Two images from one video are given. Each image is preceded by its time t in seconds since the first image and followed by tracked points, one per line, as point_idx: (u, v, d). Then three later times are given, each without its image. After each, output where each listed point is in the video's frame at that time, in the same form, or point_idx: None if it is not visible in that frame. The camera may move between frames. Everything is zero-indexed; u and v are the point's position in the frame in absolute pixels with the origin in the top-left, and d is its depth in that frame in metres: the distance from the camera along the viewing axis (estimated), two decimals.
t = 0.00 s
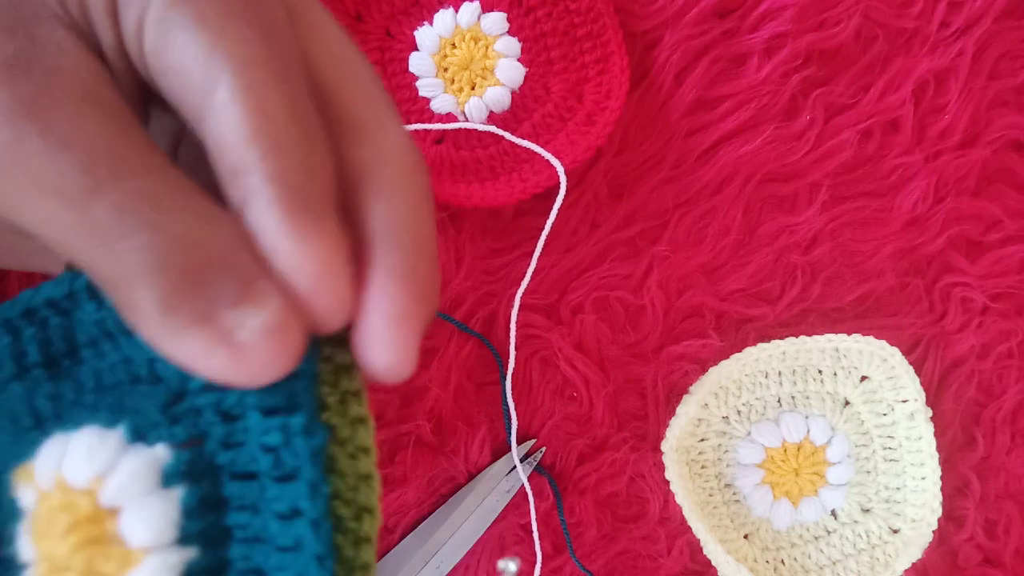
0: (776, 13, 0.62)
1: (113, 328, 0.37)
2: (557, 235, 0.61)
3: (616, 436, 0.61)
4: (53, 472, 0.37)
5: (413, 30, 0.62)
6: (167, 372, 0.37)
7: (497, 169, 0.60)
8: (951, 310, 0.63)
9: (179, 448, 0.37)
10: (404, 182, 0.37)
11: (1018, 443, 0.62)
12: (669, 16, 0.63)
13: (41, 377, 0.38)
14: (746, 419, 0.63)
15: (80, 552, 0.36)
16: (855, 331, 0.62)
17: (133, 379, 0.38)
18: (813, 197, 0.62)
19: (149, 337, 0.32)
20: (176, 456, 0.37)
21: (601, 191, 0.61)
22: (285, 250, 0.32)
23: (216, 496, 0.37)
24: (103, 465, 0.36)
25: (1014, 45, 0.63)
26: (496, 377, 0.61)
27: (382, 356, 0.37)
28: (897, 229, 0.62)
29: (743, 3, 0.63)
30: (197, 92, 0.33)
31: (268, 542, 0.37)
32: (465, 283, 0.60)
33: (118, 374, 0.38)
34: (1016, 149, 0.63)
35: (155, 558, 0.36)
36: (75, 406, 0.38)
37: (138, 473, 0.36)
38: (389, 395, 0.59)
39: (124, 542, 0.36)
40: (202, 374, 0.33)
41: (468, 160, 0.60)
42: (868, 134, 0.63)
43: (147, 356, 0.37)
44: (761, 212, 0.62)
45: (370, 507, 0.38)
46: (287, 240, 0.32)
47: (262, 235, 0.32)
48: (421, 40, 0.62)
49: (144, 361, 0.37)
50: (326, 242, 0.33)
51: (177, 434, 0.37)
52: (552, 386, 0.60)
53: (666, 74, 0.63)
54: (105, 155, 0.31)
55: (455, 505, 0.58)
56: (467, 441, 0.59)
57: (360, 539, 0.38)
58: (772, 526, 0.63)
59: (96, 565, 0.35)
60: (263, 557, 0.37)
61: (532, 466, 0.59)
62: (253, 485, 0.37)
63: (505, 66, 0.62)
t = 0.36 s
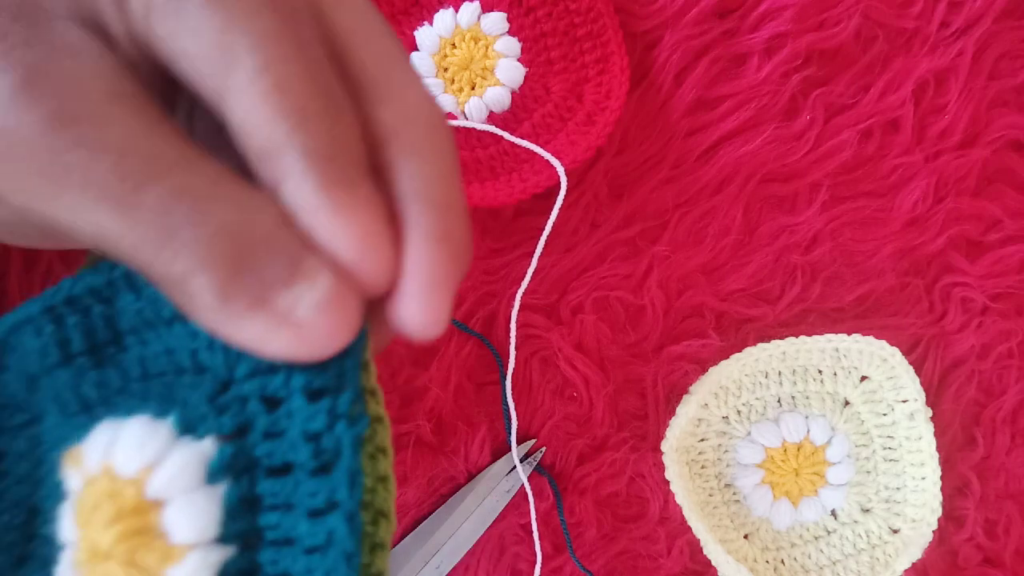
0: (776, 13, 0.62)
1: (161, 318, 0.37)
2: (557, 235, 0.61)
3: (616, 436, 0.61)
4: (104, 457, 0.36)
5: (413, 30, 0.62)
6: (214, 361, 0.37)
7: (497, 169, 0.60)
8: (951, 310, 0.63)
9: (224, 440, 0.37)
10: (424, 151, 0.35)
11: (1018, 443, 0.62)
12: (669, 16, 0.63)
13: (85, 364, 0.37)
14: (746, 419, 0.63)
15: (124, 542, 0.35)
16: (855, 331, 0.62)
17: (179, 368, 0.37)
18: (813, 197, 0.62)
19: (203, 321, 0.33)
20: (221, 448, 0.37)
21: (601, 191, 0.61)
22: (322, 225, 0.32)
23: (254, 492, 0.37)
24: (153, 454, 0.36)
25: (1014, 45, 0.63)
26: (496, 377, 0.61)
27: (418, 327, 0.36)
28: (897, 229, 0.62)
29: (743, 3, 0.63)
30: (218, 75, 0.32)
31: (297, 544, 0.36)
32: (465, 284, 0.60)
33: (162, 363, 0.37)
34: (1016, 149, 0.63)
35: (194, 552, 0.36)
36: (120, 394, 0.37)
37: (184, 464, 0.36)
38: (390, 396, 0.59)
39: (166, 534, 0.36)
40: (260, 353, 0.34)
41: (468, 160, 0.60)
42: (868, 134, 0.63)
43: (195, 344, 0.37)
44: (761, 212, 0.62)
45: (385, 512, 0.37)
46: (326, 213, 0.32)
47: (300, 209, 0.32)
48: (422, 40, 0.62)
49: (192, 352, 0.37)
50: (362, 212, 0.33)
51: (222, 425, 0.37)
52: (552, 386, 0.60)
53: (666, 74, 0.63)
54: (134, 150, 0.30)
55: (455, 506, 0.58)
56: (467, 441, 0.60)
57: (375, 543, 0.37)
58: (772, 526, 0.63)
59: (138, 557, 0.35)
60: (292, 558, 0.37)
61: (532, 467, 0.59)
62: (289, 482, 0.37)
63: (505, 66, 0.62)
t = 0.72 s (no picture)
0: (776, 13, 0.62)
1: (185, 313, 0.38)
2: (557, 235, 0.61)
3: (616, 436, 0.61)
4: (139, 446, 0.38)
5: (413, 30, 0.62)
6: (238, 349, 0.38)
7: (497, 169, 0.60)
8: (951, 310, 0.63)
9: (252, 424, 0.38)
10: (448, 168, 0.36)
11: (1018, 443, 0.62)
12: (669, 16, 0.63)
13: (109, 362, 0.38)
14: (746, 419, 0.63)
15: (163, 524, 0.37)
16: (855, 331, 0.62)
17: (202, 360, 0.38)
18: (813, 197, 0.62)
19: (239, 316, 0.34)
20: (249, 431, 0.38)
21: (601, 191, 0.61)
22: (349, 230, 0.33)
23: (284, 473, 0.38)
24: (187, 440, 0.38)
25: (1014, 45, 0.63)
26: (496, 377, 0.61)
27: (432, 331, 0.36)
28: (897, 229, 0.62)
29: (743, 3, 0.63)
30: (267, 80, 0.33)
31: (328, 518, 0.38)
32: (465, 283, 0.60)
33: (186, 356, 0.38)
34: (1016, 149, 0.63)
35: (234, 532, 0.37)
36: (146, 385, 0.38)
37: (215, 449, 0.38)
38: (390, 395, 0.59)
39: (204, 516, 0.37)
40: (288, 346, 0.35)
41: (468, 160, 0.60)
42: (868, 134, 0.63)
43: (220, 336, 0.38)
44: (760, 212, 0.62)
45: (406, 488, 0.39)
46: (353, 216, 0.32)
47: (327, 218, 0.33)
48: (422, 40, 0.62)
49: (216, 344, 0.38)
50: (394, 218, 0.33)
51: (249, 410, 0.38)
52: (552, 387, 0.60)
53: (666, 74, 0.63)
54: (174, 149, 0.31)
55: (455, 506, 0.58)
56: (467, 441, 0.60)
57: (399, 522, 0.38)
58: (772, 526, 0.63)
59: (180, 537, 0.37)
60: (325, 533, 0.38)
61: (532, 467, 0.59)
62: (315, 462, 0.38)
63: (505, 66, 0.62)
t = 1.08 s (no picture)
0: (776, 13, 0.62)
1: (105, 356, 0.32)
2: (557, 235, 0.61)
3: (616, 436, 0.61)
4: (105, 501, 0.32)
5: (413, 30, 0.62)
6: (193, 362, 0.31)
7: (497, 169, 0.60)
8: (951, 310, 0.63)
9: (217, 443, 0.31)
10: (435, 235, 0.34)
11: (1018, 443, 0.62)
12: (669, 16, 0.63)
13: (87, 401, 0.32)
14: (746, 419, 0.63)
15: (162, 562, 0.31)
16: (855, 331, 0.62)
17: (133, 399, 0.32)
18: (813, 197, 0.62)
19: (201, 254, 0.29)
20: (213, 450, 0.31)
21: (601, 191, 0.61)
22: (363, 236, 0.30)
23: (262, 483, 0.32)
24: (153, 474, 0.31)
25: (1014, 45, 0.63)
26: (496, 377, 0.60)
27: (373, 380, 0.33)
28: (897, 229, 0.62)
29: (743, 3, 0.63)
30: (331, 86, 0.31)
31: (331, 512, 0.32)
32: (465, 284, 0.60)
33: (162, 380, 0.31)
34: (1016, 149, 0.63)
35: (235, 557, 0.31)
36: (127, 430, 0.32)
37: (178, 484, 0.31)
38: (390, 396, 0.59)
39: (197, 546, 0.31)
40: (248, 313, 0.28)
41: (468, 160, 0.60)
42: (868, 134, 0.63)
43: (136, 368, 0.32)
44: (761, 212, 0.62)
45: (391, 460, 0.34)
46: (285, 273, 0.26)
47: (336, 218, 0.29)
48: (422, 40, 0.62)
49: (139, 380, 0.32)
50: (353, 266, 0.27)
51: (195, 438, 0.31)
52: (552, 387, 0.60)
53: (666, 74, 0.63)
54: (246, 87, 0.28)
55: (455, 506, 0.58)
56: (468, 441, 0.60)
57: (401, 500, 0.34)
58: (772, 526, 0.63)
59: (183, 567, 0.32)
60: (340, 546, 0.33)
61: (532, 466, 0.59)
62: (295, 463, 0.32)
63: (505, 66, 0.62)
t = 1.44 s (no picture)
0: (776, 13, 0.62)
1: (59, 375, 0.32)
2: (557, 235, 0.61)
3: (616, 436, 0.61)
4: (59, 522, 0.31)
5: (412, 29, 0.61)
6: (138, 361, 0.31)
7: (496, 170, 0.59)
8: (951, 309, 0.63)
9: (160, 443, 0.30)
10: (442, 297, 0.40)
11: (1018, 443, 0.63)
12: (669, 16, 0.63)
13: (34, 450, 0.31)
14: (746, 419, 0.63)
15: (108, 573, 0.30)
16: (855, 331, 0.62)
17: (86, 411, 0.31)
18: (813, 197, 0.62)
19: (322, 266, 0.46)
20: (159, 450, 0.30)
21: (601, 191, 0.61)
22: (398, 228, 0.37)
23: (216, 470, 0.30)
24: (100, 486, 0.30)
25: (1013, 45, 0.63)
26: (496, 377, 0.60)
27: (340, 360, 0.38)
28: (897, 229, 0.62)
29: (743, 3, 0.63)
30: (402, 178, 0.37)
31: (279, 492, 0.30)
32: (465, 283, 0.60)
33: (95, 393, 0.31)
34: (1016, 149, 0.63)
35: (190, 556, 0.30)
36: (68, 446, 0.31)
37: (126, 485, 0.30)
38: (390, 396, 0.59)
39: (147, 550, 0.30)
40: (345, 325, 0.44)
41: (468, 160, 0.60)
42: (868, 134, 0.63)
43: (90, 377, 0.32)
44: (761, 212, 0.62)
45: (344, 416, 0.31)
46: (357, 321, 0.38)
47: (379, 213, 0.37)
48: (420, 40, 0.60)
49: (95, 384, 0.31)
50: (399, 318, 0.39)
51: (149, 432, 0.31)
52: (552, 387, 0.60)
53: (666, 73, 0.63)
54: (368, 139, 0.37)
55: (455, 506, 0.58)
56: (468, 441, 0.60)
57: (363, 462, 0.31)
58: (772, 526, 0.63)
59: None
60: (298, 526, 0.30)
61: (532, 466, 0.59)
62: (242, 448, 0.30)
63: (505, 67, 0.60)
